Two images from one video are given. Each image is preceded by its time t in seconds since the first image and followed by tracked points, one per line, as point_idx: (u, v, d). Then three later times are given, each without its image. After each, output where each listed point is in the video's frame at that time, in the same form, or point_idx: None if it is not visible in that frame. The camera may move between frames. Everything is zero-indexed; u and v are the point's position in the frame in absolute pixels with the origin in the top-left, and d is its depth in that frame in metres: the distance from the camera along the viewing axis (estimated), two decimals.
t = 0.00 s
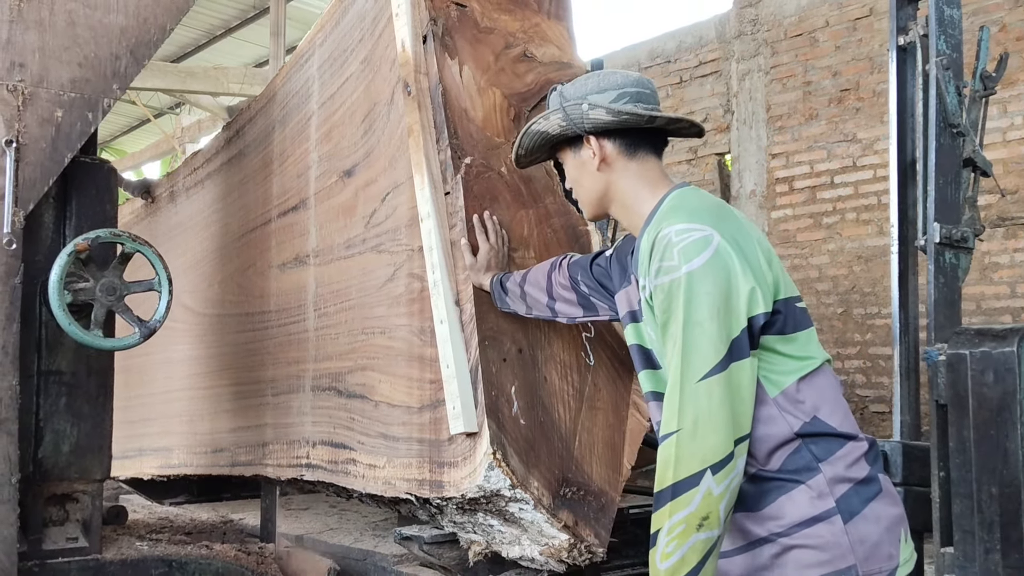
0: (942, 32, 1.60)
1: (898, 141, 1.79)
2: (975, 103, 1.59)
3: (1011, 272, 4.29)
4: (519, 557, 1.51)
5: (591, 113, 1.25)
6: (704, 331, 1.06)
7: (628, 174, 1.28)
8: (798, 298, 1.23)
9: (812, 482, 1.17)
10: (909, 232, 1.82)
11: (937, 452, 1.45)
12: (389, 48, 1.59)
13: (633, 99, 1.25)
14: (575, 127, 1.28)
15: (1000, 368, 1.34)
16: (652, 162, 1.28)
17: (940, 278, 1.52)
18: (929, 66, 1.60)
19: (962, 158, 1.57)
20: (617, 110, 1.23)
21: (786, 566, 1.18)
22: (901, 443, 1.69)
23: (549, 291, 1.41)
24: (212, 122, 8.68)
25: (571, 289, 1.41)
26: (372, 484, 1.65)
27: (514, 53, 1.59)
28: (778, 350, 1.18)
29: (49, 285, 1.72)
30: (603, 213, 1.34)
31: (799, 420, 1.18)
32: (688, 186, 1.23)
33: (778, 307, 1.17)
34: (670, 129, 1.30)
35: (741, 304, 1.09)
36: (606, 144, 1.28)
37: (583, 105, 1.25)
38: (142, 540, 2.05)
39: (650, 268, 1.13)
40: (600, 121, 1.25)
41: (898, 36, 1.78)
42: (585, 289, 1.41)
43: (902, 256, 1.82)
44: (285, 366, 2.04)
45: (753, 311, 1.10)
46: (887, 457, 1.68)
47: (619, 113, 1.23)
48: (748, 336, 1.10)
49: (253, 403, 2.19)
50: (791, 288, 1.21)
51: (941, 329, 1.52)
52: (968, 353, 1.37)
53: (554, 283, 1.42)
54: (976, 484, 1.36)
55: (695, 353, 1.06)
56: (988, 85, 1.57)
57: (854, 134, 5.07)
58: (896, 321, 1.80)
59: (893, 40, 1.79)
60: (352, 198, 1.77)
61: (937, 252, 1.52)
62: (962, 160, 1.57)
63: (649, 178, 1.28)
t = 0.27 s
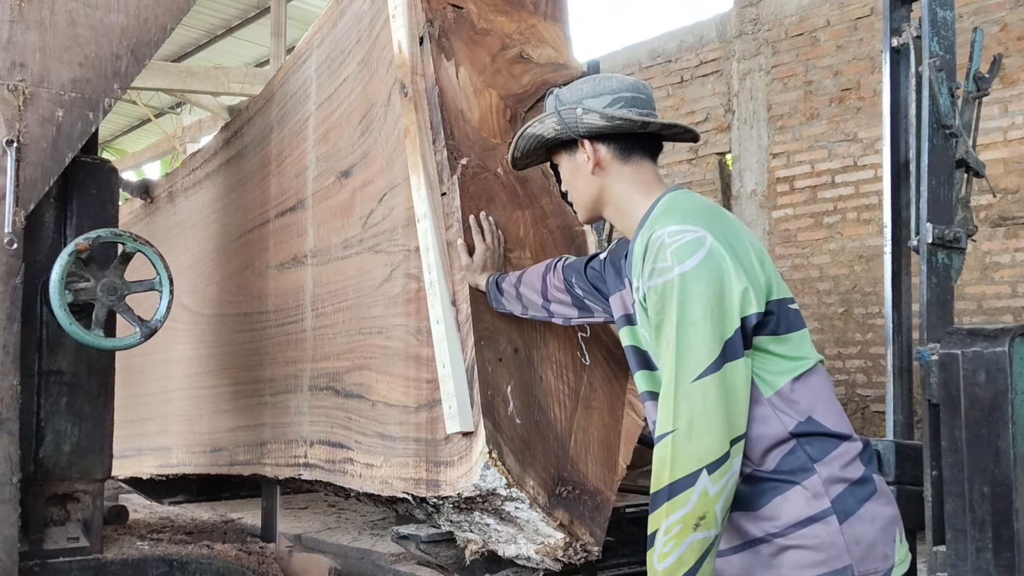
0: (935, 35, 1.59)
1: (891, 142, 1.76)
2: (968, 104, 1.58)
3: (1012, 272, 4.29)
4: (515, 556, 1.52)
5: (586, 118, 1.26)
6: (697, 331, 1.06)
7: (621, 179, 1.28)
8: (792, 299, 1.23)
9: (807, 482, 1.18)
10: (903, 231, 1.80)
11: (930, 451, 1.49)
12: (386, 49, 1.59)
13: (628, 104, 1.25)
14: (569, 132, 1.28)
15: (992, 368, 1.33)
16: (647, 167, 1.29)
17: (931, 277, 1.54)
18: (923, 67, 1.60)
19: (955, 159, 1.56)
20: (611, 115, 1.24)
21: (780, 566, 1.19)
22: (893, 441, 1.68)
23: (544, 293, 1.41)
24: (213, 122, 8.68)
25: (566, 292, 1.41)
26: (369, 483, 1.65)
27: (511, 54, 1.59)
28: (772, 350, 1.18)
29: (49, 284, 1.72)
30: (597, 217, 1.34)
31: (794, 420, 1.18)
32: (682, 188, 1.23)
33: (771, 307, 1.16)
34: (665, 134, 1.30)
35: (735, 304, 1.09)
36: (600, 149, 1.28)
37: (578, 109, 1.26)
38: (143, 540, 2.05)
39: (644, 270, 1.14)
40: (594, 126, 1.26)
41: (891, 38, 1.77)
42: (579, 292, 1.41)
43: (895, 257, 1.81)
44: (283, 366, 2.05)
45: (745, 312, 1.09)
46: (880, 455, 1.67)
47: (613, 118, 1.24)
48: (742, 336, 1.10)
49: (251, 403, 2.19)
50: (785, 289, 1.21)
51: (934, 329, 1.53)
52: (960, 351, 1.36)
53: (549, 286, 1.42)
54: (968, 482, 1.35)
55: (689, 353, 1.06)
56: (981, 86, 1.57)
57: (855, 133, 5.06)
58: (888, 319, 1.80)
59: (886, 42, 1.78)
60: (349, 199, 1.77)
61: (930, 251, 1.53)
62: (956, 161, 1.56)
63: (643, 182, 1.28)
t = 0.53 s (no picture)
0: (927, 36, 1.52)
1: (883, 144, 1.77)
2: (961, 106, 1.53)
3: (1012, 271, 4.30)
4: (511, 555, 1.52)
5: (582, 122, 1.26)
6: (690, 334, 1.06)
7: (617, 182, 1.29)
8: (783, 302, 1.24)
9: (801, 483, 1.18)
10: (895, 232, 1.80)
11: (921, 451, 1.40)
12: (382, 50, 1.60)
13: (623, 108, 1.26)
14: (566, 135, 1.28)
15: (982, 368, 1.25)
16: (642, 170, 1.29)
17: (924, 278, 1.48)
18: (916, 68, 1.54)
19: (946, 161, 1.52)
20: (608, 119, 1.24)
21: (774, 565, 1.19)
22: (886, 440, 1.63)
23: (538, 295, 1.42)
24: (213, 122, 8.68)
25: (560, 294, 1.42)
26: (365, 483, 1.66)
27: (507, 56, 1.59)
28: (764, 352, 1.18)
29: (50, 284, 1.72)
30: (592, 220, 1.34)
31: (786, 421, 1.18)
32: (675, 194, 1.24)
33: (763, 311, 1.17)
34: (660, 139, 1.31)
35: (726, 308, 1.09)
36: (596, 152, 1.29)
37: (575, 113, 1.26)
38: (143, 540, 2.06)
39: (636, 272, 1.14)
40: (590, 130, 1.26)
41: (884, 40, 1.73)
42: (573, 295, 1.41)
43: (888, 257, 1.79)
44: (280, 365, 2.05)
45: (738, 315, 1.11)
46: (872, 455, 1.62)
47: (609, 122, 1.24)
48: (733, 338, 1.11)
49: (249, 403, 2.19)
50: (776, 293, 1.22)
51: (925, 329, 1.47)
52: (952, 353, 1.28)
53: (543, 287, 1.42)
54: (959, 482, 1.27)
55: (681, 355, 1.06)
56: (974, 87, 1.52)
57: (855, 133, 5.06)
58: (881, 320, 1.76)
59: (879, 43, 1.74)
60: (346, 199, 1.77)
61: (922, 253, 1.48)
62: (947, 163, 1.52)
63: (638, 186, 1.29)
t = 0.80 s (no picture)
0: (918, 40, 1.53)
1: (876, 146, 1.76)
2: (952, 108, 1.52)
3: (1013, 272, 4.30)
4: (505, 554, 1.52)
5: (575, 129, 1.26)
6: (677, 339, 1.07)
7: (608, 189, 1.29)
8: (771, 306, 1.24)
9: (791, 486, 1.18)
10: (886, 234, 1.79)
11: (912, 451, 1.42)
12: (379, 52, 1.60)
13: (615, 115, 1.26)
14: (558, 142, 1.28)
15: (972, 368, 1.29)
16: (633, 177, 1.30)
17: (915, 279, 1.48)
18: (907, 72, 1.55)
19: (938, 162, 1.52)
20: (600, 127, 1.24)
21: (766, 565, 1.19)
22: (876, 440, 1.63)
23: (531, 298, 1.42)
24: (213, 123, 8.67)
25: (552, 297, 1.42)
26: (361, 483, 1.66)
27: (502, 58, 1.59)
28: (753, 357, 1.19)
29: (50, 284, 1.72)
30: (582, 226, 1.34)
31: (775, 424, 1.19)
32: (663, 197, 1.25)
33: (750, 315, 1.18)
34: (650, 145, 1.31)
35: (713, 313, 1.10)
36: (588, 159, 1.29)
37: (567, 120, 1.26)
38: (143, 540, 2.06)
39: (625, 277, 1.15)
40: (583, 137, 1.26)
41: (875, 42, 1.74)
42: (565, 298, 1.42)
43: (879, 259, 1.78)
44: (277, 366, 2.05)
45: (725, 320, 1.11)
46: (864, 454, 1.61)
47: (601, 130, 1.24)
48: (721, 344, 1.11)
49: (246, 403, 2.19)
50: (764, 297, 1.23)
51: (917, 330, 1.48)
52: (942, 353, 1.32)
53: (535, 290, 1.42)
54: (949, 482, 1.30)
55: (668, 360, 1.07)
56: (965, 90, 1.51)
57: (855, 134, 5.07)
58: (873, 321, 1.76)
59: (870, 46, 1.75)
60: (342, 200, 1.78)
61: (913, 254, 1.48)
62: (939, 164, 1.52)
63: (630, 194, 1.29)
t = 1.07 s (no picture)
0: (910, 42, 1.53)
1: (867, 147, 1.76)
2: (943, 111, 1.52)
3: (1013, 272, 4.30)
4: (500, 554, 1.52)
5: (565, 138, 1.26)
6: (664, 347, 1.08)
7: (598, 197, 1.30)
8: (759, 311, 1.25)
9: (782, 489, 1.19)
10: (878, 235, 1.78)
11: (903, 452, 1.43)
12: (375, 54, 1.60)
13: (605, 124, 1.26)
14: (549, 150, 1.28)
15: (963, 368, 1.29)
16: (622, 185, 1.30)
17: (906, 280, 1.48)
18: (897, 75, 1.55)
19: (929, 165, 1.51)
20: (591, 137, 1.24)
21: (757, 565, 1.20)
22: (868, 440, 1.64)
23: (524, 300, 1.42)
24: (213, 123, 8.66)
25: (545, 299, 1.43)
26: (357, 483, 1.66)
27: (497, 60, 1.59)
28: (741, 362, 1.20)
29: (50, 285, 1.73)
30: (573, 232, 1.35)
31: (764, 428, 1.20)
32: (652, 205, 1.25)
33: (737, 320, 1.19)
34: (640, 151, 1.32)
35: (700, 320, 1.11)
36: (578, 167, 1.29)
37: (557, 129, 1.26)
38: (142, 540, 2.06)
39: (612, 285, 1.16)
40: (574, 146, 1.26)
41: (868, 45, 1.76)
42: (558, 301, 1.42)
43: (872, 259, 1.79)
44: (274, 367, 2.05)
45: (711, 327, 1.12)
46: (855, 456, 1.61)
47: (592, 140, 1.25)
48: (708, 350, 1.12)
49: (243, 404, 2.19)
50: (752, 302, 1.23)
51: (908, 331, 1.48)
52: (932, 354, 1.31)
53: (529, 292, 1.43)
54: (941, 481, 1.30)
55: (656, 368, 1.08)
56: (957, 92, 1.50)
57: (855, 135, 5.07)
58: (864, 321, 1.78)
59: (863, 49, 1.77)
60: (338, 202, 1.78)
61: (904, 255, 1.47)
62: (930, 166, 1.51)
63: (620, 203, 1.30)
